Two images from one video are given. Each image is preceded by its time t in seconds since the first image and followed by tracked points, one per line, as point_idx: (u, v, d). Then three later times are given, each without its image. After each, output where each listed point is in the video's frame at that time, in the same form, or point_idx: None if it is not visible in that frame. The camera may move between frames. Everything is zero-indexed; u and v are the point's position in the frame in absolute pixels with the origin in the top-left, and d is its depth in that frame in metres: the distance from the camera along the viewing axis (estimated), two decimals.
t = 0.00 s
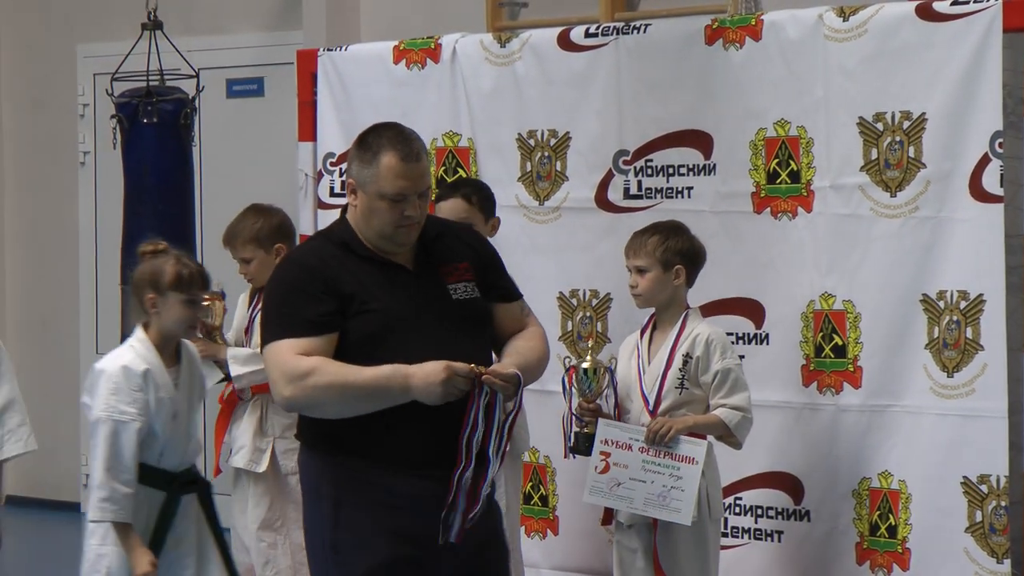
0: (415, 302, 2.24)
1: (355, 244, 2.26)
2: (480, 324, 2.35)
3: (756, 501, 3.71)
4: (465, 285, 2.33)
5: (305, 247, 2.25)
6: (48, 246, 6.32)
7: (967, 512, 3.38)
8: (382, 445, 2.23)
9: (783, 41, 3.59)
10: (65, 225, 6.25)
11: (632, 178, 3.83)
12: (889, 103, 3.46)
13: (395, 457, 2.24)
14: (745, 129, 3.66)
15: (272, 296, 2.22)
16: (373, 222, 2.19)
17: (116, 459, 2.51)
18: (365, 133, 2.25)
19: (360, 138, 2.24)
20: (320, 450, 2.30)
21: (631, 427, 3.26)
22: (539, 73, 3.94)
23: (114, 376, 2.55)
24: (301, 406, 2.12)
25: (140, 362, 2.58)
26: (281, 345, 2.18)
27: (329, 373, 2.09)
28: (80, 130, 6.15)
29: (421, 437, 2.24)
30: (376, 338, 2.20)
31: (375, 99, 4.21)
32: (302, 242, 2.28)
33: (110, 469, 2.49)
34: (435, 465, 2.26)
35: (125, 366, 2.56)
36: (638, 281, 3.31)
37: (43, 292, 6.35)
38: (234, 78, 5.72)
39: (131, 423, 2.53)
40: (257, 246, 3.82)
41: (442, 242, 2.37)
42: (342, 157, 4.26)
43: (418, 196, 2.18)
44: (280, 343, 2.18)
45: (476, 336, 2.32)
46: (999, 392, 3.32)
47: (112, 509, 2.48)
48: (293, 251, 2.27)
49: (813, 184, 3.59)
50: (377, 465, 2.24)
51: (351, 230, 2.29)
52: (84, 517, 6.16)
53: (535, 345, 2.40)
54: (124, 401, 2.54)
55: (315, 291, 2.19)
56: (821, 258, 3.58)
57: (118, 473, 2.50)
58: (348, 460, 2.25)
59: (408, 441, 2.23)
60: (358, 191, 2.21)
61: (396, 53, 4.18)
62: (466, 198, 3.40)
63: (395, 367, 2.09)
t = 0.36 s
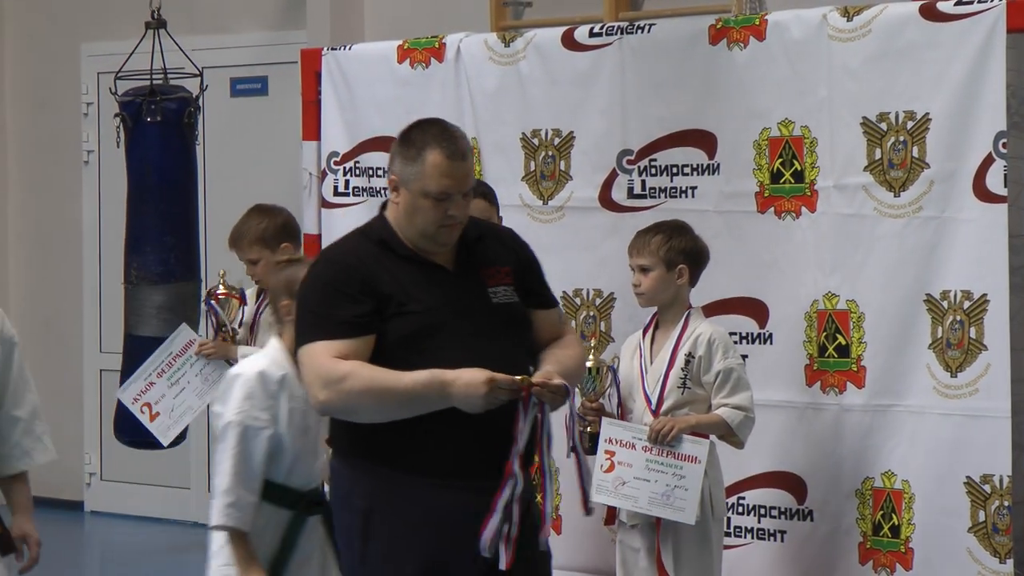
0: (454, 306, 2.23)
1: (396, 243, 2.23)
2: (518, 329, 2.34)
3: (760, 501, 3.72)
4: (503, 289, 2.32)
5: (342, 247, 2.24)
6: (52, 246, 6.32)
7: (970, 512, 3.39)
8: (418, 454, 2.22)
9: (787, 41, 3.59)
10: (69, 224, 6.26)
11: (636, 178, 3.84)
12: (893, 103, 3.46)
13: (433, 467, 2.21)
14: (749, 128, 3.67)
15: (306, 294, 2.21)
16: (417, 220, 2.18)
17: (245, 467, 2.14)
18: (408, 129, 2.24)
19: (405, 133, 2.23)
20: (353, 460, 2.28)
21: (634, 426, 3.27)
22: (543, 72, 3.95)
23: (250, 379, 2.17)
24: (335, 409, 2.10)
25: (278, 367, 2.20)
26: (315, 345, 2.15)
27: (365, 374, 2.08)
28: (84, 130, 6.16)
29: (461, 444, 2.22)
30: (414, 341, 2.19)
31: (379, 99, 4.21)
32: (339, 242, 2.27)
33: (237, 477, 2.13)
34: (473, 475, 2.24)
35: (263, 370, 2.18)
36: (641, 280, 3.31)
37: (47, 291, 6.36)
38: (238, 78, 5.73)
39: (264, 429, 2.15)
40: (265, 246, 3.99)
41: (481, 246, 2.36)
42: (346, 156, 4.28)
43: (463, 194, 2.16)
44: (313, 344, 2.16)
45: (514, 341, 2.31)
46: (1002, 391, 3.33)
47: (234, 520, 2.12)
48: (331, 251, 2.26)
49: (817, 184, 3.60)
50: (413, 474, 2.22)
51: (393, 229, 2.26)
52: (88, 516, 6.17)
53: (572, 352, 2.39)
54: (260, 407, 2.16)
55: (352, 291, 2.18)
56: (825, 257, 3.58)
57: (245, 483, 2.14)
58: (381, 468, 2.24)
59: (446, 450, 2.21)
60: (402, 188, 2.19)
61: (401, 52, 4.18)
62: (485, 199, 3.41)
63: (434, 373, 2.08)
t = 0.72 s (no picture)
0: (529, 304, 2.22)
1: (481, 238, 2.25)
2: (604, 330, 2.31)
3: (762, 500, 3.72)
4: (588, 290, 2.29)
5: (421, 241, 2.26)
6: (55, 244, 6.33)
7: (974, 512, 3.39)
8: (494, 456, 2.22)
9: (791, 41, 3.59)
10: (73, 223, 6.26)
11: (640, 177, 3.84)
12: (897, 103, 3.47)
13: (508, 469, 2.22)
14: (754, 128, 3.67)
15: (384, 288, 2.24)
16: (501, 217, 2.18)
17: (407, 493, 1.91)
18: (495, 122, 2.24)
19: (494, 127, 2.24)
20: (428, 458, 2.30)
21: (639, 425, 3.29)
22: (548, 72, 3.94)
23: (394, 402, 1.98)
24: (406, 408, 2.15)
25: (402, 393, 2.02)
26: (388, 342, 2.20)
27: (435, 377, 2.11)
28: (87, 128, 6.16)
29: (536, 449, 2.22)
30: (489, 341, 2.20)
31: (383, 98, 4.22)
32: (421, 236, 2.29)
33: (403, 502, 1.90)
34: (547, 477, 2.23)
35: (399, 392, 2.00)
36: (646, 280, 3.31)
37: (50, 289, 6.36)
38: (242, 77, 5.73)
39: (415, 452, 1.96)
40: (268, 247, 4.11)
41: (572, 244, 2.33)
42: (349, 156, 4.29)
43: (549, 192, 2.15)
44: (387, 340, 2.20)
45: (598, 343, 2.28)
46: (1006, 391, 3.33)
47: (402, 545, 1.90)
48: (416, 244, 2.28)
49: (820, 184, 3.60)
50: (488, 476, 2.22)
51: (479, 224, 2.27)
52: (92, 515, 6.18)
53: (663, 354, 2.35)
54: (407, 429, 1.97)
55: (427, 288, 2.19)
56: (829, 258, 3.59)
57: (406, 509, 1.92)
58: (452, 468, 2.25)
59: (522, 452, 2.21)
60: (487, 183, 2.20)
61: (405, 51, 4.18)
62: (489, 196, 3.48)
63: (504, 379, 2.08)
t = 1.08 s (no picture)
0: (563, 304, 2.27)
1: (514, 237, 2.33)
2: (646, 328, 2.34)
3: (765, 500, 3.72)
4: (626, 288, 2.33)
5: (453, 245, 2.34)
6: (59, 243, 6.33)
7: (978, 512, 3.39)
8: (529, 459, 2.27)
9: (796, 41, 3.59)
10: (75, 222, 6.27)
11: (644, 177, 3.84)
12: (901, 103, 3.46)
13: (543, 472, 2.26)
14: (757, 128, 3.67)
15: (416, 294, 2.32)
16: (532, 214, 2.25)
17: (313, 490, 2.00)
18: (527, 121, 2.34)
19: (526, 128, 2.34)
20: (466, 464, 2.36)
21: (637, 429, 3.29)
22: (551, 71, 3.94)
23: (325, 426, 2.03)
24: (438, 415, 2.21)
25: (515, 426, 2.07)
26: (420, 347, 2.27)
27: (462, 382, 2.17)
28: (91, 127, 6.17)
29: (572, 452, 2.25)
30: (523, 341, 2.25)
31: (387, 97, 4.22)
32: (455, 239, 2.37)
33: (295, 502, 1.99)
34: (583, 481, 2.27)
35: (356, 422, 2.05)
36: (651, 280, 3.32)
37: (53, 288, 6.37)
38: (245, 75, 5.73)
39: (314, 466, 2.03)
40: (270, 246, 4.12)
41: (609, 242, 2.40)
42: (353, 154, 4.29)
43: (580, 187, 2.23)
44: (418, 346, 2.27)
45: (638, 341, 2.32)
46: (1010, 392, 3.33)
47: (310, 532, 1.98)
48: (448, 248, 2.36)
49: (824, 184, 3.60)
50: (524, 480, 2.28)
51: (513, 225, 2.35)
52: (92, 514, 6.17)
53: (702, 354, 2.37)
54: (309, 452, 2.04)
55: (458, 292, 2.26)
56: (832, 258, 3.59)
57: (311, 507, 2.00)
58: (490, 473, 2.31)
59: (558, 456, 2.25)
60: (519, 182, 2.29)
61: (409, 50, 4.18)
62: (493, 197, 3.57)
63: (536, 382, 2.11)
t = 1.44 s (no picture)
0: (568, 305, 2.21)
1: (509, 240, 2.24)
2: (642, 326, 2.31)
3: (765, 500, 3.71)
4: (623, 284, 2.29)
5: (450, 248, 2.25)
6: (60, 242, 6.34)
7: (979, 512, 3.38)
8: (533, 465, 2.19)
9: (798, 41, 3.59)
10: (79, 222, 6.27)
11: (646, 176, 3.84)
12: (903, 103, 3.47)
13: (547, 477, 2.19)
14: (759, 128, 3.67)
15: (417, 299, 2.22)
16: (531, 214, 2.18)
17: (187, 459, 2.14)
18: (510, 119, 2.27)
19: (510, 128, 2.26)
20: (469, 471, 2.26)
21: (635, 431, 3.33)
22: (554, 71, 3.94)
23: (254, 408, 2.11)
24: (455, 421, 2.09)
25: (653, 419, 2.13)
26: (430, 353, 2.15)
27: (485, 385, 2.05)
28: (93, 126, 6.17)
29: (583, 454, 2.18)
30: (534, 345, 2.18)
31: (389, 96, 4.22)
32: (447, 241, 2.29)
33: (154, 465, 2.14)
34: (595, 484, 2.20)
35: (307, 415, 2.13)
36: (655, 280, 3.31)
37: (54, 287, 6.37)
38: (247, 74, 5.73)
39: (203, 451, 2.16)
40: (276, 244, 4.09)
41: (596, 239, 2.35)
42: (355, 153, 4.29)
43: (577, 182, 2.17)
44: (426, 354, 2.16)
45: (639, 339, 2.29)
46: (1012, 391, 3.33)
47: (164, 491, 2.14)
48: (440, 252, 2.26)
49: (826, 183, 3.60)
50: (528, 487, 2.20)
51: (504, 228, 2.26)
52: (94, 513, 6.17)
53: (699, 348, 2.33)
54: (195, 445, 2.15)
55: (466, 296, 2.17)
56: (833, 258, 3.58)
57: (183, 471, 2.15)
58: (491, 480, 2.22)
59: (563, 461, 2.18)
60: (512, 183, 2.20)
61: (411, 49, 4.18)
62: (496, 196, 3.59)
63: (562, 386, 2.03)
